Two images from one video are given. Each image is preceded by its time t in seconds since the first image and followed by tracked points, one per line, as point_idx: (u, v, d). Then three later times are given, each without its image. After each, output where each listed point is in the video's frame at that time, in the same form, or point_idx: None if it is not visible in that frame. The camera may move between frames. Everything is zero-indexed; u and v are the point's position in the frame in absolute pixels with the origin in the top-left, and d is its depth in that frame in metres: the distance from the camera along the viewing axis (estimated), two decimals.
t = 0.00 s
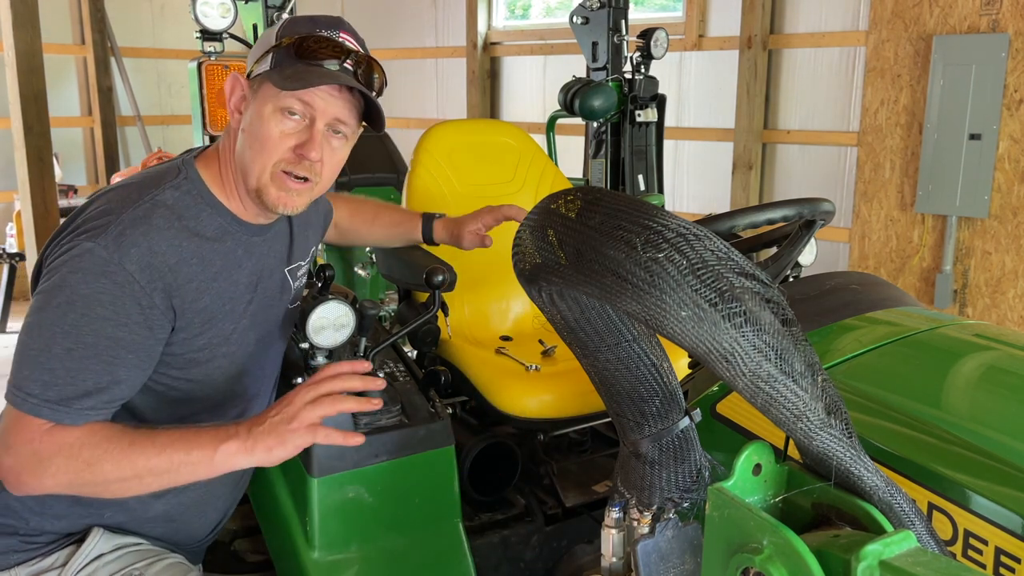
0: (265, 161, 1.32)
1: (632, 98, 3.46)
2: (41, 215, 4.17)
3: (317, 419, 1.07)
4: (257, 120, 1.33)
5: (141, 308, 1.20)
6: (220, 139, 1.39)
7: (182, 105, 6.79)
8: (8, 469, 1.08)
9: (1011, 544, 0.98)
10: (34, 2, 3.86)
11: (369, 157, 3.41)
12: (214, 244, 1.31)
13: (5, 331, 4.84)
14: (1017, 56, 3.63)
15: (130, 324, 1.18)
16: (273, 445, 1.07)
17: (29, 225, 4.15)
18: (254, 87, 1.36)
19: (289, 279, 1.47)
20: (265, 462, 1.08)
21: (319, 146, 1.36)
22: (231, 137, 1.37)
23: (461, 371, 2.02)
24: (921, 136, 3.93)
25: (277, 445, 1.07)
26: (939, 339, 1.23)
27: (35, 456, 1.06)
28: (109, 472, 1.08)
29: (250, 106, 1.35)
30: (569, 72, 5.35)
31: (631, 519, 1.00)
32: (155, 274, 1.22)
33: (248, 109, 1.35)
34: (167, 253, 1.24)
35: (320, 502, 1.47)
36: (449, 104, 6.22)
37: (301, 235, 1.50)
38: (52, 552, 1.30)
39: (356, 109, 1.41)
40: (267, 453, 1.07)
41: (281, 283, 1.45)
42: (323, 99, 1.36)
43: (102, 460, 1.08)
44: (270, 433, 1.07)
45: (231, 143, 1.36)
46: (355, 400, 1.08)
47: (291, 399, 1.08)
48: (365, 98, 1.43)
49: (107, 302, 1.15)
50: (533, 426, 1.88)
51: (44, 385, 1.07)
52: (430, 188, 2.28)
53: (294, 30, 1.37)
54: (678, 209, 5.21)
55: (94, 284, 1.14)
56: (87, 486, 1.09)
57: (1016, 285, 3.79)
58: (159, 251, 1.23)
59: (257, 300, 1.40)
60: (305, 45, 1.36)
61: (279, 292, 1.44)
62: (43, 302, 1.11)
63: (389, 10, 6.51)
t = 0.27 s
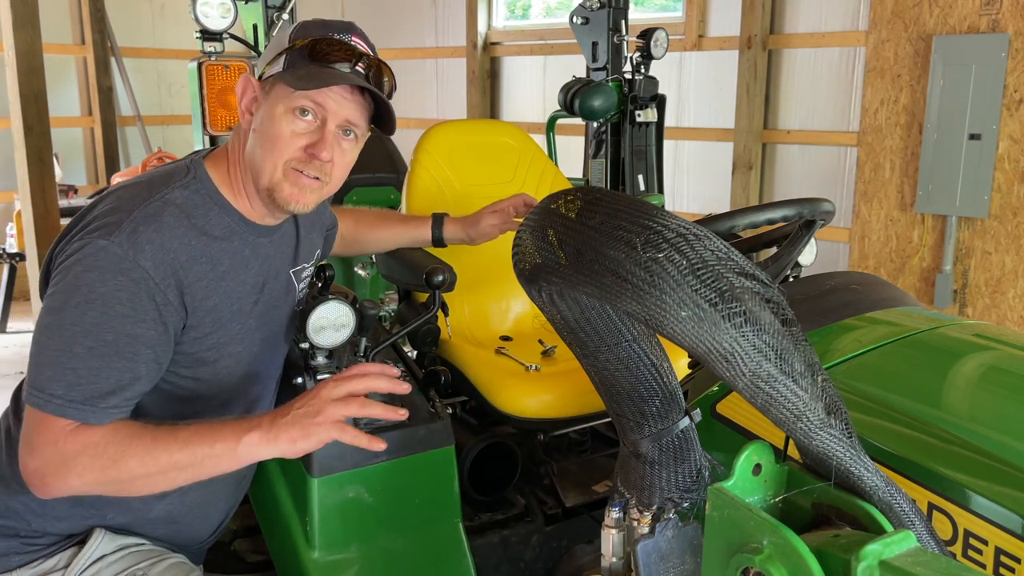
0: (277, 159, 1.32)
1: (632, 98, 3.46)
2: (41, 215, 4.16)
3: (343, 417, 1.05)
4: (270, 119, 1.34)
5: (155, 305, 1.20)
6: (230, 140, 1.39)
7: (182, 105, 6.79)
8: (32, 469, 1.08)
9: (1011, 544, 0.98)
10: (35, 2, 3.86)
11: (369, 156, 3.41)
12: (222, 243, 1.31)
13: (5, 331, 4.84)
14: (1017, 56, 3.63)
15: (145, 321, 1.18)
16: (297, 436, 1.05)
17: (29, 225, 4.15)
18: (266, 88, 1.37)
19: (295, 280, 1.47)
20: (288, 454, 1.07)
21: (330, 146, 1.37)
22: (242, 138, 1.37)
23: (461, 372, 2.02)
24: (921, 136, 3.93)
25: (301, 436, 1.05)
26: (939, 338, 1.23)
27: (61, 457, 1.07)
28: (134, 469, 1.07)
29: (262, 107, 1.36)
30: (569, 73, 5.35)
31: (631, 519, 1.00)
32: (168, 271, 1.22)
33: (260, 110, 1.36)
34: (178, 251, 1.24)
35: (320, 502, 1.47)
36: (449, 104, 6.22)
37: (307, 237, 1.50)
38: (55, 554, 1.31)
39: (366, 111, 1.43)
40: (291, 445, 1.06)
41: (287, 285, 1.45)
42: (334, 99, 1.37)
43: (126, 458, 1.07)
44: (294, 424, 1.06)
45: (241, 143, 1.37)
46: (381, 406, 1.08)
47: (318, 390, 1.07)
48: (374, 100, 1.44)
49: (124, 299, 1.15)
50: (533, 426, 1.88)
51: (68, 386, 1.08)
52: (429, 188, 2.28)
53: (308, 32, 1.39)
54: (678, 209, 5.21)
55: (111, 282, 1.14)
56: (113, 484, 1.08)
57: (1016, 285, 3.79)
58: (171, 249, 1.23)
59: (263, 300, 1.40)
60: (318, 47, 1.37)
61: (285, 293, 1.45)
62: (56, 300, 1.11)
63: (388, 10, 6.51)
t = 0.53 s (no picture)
0: (275, 158, 1.32)
1: (632, 98, 3.46)
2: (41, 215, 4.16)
3: (352, 406, 1.05)
4: (268, 118, 1.34)
5: (157, 298, 1.19)
6: (229, 141, 1.39)
7: (182, 105, 6.79)
8: (33, 469, 1.04)
9: (1011, 544, 0.98)
10: (34, 2, 3.86)
11: (369, 157, 3.41)
12: (222, 243, 1.31)
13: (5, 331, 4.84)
14: (1017, 56, 3.63)
15: (147, 314, 1.17)
16: (300, 412, 1.04)
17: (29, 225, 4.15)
18: (265, 88, 1.38)
19: (295, 281, 1.47)
20: (289, 433, 1.05)
21: (328, 144, 1.37)
22: (240, 138, 1.38)
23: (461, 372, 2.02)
24: (921, 136, 3.93)
25: (304, 413, 1.04)
26: (939, 338, 1.23)
27: (63, 451, 1.03)
28: (136, 456, 1.03)
29: (261, 107, 1.36)
30: (569, 73, 5.35)
31: (631, 519, 1.00)
32: (170, 267, 1.22)
33: (259, 109, 1.36)
34: (178, 247, 1.24)
35: (320, 502, 1.47)
36: (449, 104, 6.22)
37: (308, 237, 1.50)
38: (50, 559, 1.31)
39: (365, 112, 1.43)
40: (293, 422, 1.04)
41: (287, 286, 1.45)
42: (333, 98, 1.37)
43: (127, 444, 1.03)
44: (297, 401, 1.05)
45: (240, 143, 1.37)
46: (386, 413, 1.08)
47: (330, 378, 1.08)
48: (374, 101, 1.44)
49: (128, 294, 1.15)
50: (533, 426, 1.88)
51: (69, 377, 1.05)
52: (429, 187, 2.28)
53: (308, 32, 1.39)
54: (678, 209, 5.21)
55: (112, 276, 1.13)
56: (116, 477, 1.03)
57: (1016, 285, 3.79)
58: (172, 245, 1.23)
59: (262, 299, 1.40)
60: (317, 47, 1.37)
61: (285, 293, 1.45)
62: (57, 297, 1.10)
63: (389, 10, 6.51)
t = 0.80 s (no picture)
0: (276, 161, 1.32)
1: (632, 98, 3.46)
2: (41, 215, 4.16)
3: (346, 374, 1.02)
4: (269, 120, 1.34)
5: (157, 286, 1.19)
6: (232, 142, 1.40)
7: (182, 105, 6.79)
8: (13, 445, 0.97)
9: (1011, 544, 0.98)
10: (34, 2, 3.85)
11: (370, 158, 3.42)
12: (222, 241, 1.31)
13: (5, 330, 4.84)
14: (1017, 56, 3.63)
15: (144, 300, 1.16)
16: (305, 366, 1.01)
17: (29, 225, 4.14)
18: (268, 90, 1.38)
19: (293, 283, 1.47)
20: (290, 391, 1.01)
21: (329, 148, 1.36)
22: (243, 138, 1.38)
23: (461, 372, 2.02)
24: (921, 136, 3.93)
25: (311, 367, 1.01)
26: (938, 338, 1.23)
27: (50, 418, 0.97)
28: (129, 419, 0.97)
29: (263, 108, 1.36)
30: (569, 73, 5.35)
31: (631, 519, 1.00)
32: (171, 258, 1.22)
33: (261, 111, 1.36)
34: (180, 240, 1.24)
35: (320, 502, 1.47)
36: (449, 104, 6.22)
37: (308, 238, 1.50)
38: (46, 559, 1.31)
39: (367, 116, 1.43)
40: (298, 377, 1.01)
41: (286, 287, 1.46)
42: (335, 102, 1.37)
43: (119, 405, 0.98)
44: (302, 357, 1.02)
45: (242, 144, 1.37)
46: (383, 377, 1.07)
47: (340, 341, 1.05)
48: (376, 106, 1.44)
49: (128, 277, 1.14)
50: (533, 426, 1.88)
51: (61, 345, 1.02)
52: (429, 187, 2.28)
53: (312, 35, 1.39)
54: (678, 209, 5.21)
55: (114, 258, 1.13)
56: (106, 444, 0.97)
57: (1016, 285, 3.79)
58: (173, 236, 1.23)
59: (261, 299, 1.40)
60: (320, 51, 1.37)
61: (283, 294, 1.45)
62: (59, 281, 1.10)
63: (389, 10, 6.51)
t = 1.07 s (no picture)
0: (277, 161, 1.32)
1: (632, 98, 3.46)
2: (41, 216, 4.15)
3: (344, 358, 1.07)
4: (271, 121, 1.34)
5: (157, 289, 1.19)
6: (232, 143, 1.39)
7: (182, 105, 6.79)
8: (17, 451, 0.97)
9: (1011, 544, 0.98)
10: (34, 3, 3.86)
11: (370, 158, 3.42)
12: (222, 242, 1.31)
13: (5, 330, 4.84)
14: (1017, 56, 3.63)
15: (144, 302, 1.16)
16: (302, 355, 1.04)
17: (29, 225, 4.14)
18: (269, 91, 1.38)
19: (293, 283, 1.47)
20: (288, 380, 1.03)
21: (330, 148, 1.36)
22: (243, 139, 1.37)
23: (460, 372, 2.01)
24: (920, 136, 3.93)
25: (307, 355, 1.04)
26: (939, 338, 1.23)
27: (51, 422, 0.97)
28: (129, 420, 0.97)
29: (264, 109, 1.36)
30: (569, 73, 5.35)
31: (631, 519, 1.00)
32: (172, 260, 1.22)
33: (262, 112, 1.36)
34: (180, 242, 1.24)
35: (320, 502, 1.47)
36: (449, 104, 6.22)
37: (308, 239, 1.50)
38: (45, 560, 1.31)
39: (368, 116, 1.43)
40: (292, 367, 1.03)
41: (286, 288, 1.46)
42: (336, 102, 1.37)
43: (119, 407, 0.98)
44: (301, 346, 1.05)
45: (243, 145, 1.37)
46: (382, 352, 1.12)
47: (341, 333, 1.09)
48: (377, 107, 1.45)
49: (128, 281, 1.14)
50: (533, 426, 1.88)
51: (61, 350, 1.02)
52: (429, 187, 2.28)
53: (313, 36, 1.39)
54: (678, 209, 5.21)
55: (114, 262, 1.13)
56: (107, 445, 0.97)
57: (1016, 285, 3.79)
58: (174, 239, 1.23)
59: (262, 299, 1.40)
60: (322, 52, 1.38)
61: (283, 295, 1.46)
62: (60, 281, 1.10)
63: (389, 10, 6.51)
